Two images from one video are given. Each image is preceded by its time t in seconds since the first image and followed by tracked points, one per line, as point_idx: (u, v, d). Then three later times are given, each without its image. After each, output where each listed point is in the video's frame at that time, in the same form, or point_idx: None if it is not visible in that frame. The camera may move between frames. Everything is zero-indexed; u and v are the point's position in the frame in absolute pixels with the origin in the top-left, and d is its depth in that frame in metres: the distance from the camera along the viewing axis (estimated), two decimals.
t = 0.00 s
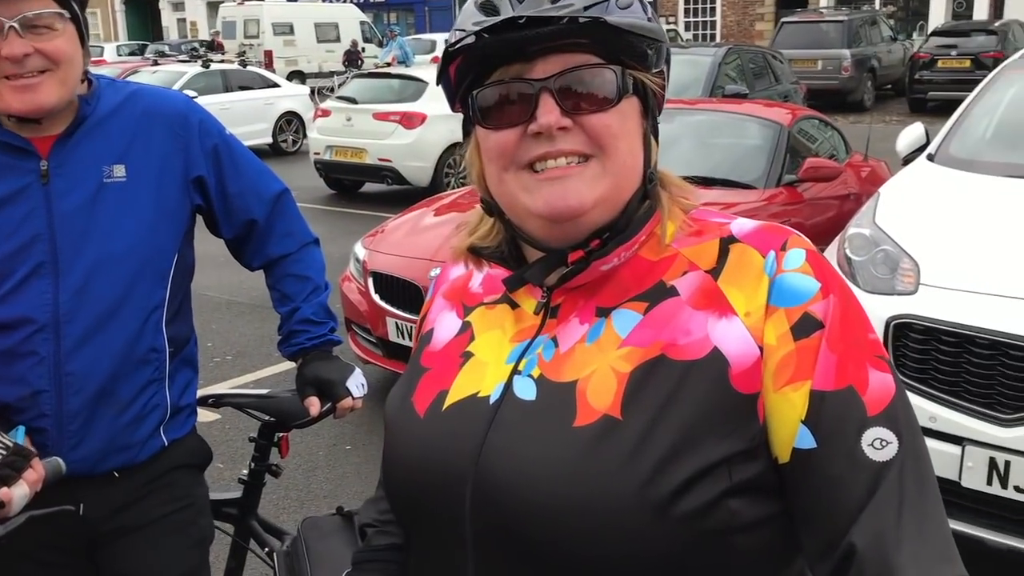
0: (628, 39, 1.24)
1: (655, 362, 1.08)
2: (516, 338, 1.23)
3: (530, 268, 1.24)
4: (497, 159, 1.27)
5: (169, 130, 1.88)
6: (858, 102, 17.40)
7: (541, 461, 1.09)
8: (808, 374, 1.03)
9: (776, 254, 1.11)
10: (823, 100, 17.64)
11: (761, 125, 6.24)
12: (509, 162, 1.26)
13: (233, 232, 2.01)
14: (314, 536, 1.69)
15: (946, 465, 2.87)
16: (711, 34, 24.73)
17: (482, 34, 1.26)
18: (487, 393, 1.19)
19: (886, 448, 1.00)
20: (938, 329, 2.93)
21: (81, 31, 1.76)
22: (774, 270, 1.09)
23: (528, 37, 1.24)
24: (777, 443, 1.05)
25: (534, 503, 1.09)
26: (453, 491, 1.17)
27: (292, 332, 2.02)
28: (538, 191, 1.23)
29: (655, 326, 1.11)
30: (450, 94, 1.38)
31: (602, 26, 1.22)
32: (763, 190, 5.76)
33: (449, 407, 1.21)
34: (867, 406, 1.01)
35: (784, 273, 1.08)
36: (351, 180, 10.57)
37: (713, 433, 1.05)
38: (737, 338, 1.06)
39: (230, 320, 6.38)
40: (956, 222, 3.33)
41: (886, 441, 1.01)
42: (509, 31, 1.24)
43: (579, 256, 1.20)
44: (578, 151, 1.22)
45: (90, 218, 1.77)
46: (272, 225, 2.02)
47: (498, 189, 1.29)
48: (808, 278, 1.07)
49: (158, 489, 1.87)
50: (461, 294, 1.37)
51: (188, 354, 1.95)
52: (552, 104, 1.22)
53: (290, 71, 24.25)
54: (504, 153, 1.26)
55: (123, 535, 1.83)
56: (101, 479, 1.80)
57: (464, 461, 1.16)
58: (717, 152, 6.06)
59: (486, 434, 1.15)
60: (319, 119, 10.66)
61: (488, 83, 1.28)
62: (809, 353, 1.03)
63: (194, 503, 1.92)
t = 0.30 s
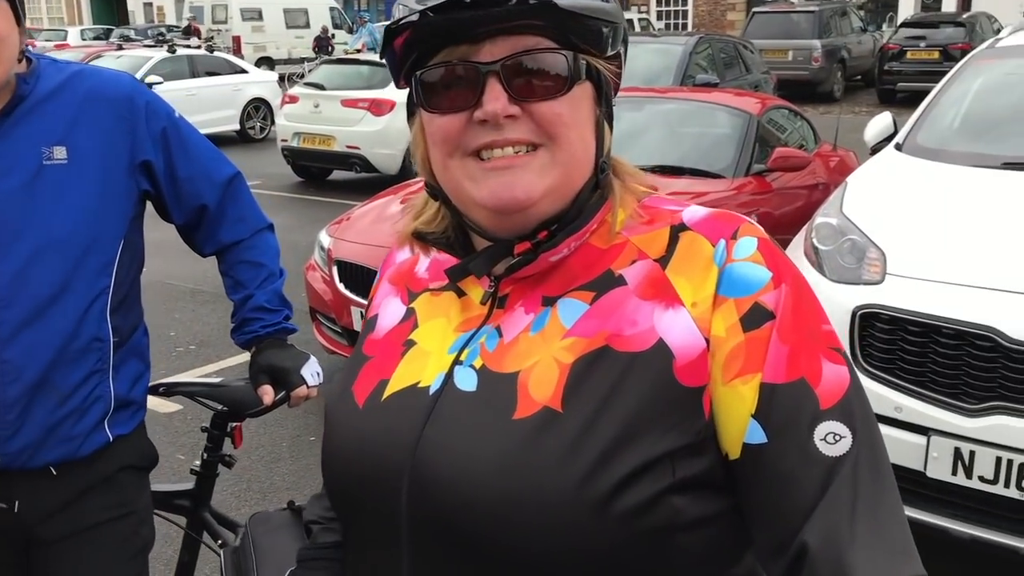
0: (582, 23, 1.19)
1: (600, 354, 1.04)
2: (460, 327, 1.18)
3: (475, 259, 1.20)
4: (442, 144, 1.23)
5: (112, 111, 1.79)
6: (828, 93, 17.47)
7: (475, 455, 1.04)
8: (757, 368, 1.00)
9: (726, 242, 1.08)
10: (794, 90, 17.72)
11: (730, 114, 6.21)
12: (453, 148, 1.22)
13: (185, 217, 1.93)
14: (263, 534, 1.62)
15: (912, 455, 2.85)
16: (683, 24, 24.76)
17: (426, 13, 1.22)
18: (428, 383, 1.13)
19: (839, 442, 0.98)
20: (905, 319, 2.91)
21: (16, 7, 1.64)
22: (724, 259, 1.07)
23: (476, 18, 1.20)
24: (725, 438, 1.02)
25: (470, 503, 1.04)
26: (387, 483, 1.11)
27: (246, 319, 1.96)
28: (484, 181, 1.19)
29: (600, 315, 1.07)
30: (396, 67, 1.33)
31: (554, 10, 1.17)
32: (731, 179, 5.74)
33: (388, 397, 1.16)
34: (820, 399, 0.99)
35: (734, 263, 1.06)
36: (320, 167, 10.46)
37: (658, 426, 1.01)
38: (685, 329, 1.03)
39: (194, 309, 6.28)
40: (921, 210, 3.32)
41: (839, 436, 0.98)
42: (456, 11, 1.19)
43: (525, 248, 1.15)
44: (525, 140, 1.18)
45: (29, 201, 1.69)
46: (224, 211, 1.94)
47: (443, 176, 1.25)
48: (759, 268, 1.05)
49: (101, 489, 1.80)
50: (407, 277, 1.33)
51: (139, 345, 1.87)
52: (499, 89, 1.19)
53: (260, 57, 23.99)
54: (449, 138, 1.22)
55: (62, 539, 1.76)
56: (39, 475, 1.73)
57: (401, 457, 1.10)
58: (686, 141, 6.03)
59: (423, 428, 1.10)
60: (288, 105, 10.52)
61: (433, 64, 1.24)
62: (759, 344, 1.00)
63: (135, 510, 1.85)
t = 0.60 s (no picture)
0: (574, 36, 1.15)
1: (566, 381, 1.06)
2: (431, 347, 1.20)
3: (449, 279, 1.19)
4: (421, 160, 1.21)
5: (107, 110, 1.77)
6: (868, 93, 17.20)
7: (433, 487, 1.06)
8: (735, 402, 1.00)
9: (705, 267, 1.08)
10: (833, 90, 17.45)
11: (763, 115, 6.06)
12: (433, 165, 1.21)
13: (181, 218, 1.91)
14: (248, 541, 1.58)
15: (933, 473, 2.75)
16: (721, 21, 24.47)
17: (409, 20, 1.18)
18: (394, 405, 1.16)
19: (820, 484, 0.99)
20: (930, 331, 2.79)
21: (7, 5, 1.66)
22: (702, 285, 1.07)
23: (462, 29, 1.16)
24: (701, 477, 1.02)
25: (423, 538, 1.06)
26: (346, 510, 1.14)
27: (245, 324, 1.93)
28: (464, 201, 1.18)
29: (571, 340, 1.08)
30: (378, 73, 1.29)
31: (544, 23, 1.13)
32: (763, 181, 5.63)
33: (353, 418, 1.18)
34: (801, 437, 0.99)
35: (713, 289, 1.06)
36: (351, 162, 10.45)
37: (628, 463, 1.03)
38: (657, 357, 1.04)
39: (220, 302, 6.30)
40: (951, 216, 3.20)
41: (820, 477, 0.99)
42: (442, 21, 1.16)
43: (503, 269, 1.16)
44: (507, 159, 1.17)
45: (21, 199, 1.67)
46: (221, 213, 1.92)
47: (422, 192, 1.24)
48: (741, 294, 1.05)
49: (98, 496, 1.78)
50: (385, 291, 1.36)
51: (133, 346, 1.84)
52: (482, 105, 1.16)
53: (296, 50, 24.06)
54: (429, 154, 1.21)
55: (56, 545, 1.75)
56: (31, 476, 1.71)
57: (362, 482, 1.13)
58: (718, 142, 5.90)
59: (384, 454, 1.12)
60: (321, 99, 10.54)
61: (413, 75, 1.22)
62: (736, 376, 1.01)
63: (130, 516, 1.83)
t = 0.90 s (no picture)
0: (580, 51, 1.11)
1: (558, 408, 1.01)
2: (427, 364, 1.18)
3: (444, 297, 1.17)
4: (420, 175, 1.18)
5: (134, 116, 1.79)
6: (945, 101, 16.72)
7: (419, 513, 1.03)
8: (733, 437, 0.95)
9: (709, 292, 1.03)
10: (909, 97, 16.99)
11: (829, 124, 5.88)
12: (433, 180, 1.18)
13: (208, 224, 1.92)
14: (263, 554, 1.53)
15: (990, 501, 2.56)
16: (795, 26, 24.01)
17: (408, 31, 1.16)
18: (385, 424, 1.13)
19: (819, 528, 0.93)
20: (989, 352, 2.63)
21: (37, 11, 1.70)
22: (704, 312, 1.02)
23: (464, 42, 1.12)
24: (695, 512, 0.98)
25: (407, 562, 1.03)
26: (334, 529, 1.12)
27: (272, 331, 1.93)
28: (462, 220, 1.15)
29: (566, 363, 1.04)
30: (380, 84, 1.26)
31: (547, 39, 1.10)
32: (827, 192, 5.46)
33: (348, 433, 1.16)
34: (801, 477, 0.94)
35: (716, 316, 1.01)
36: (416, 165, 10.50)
37: (622, 495, 0.99)
38: (653, 386, 0.99)
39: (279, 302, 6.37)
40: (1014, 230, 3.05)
41: (820, 521, 0.93)
42: (443, 33, 1.12)
43: (502, 289, 1.12)
44: (506, 177, 1.13)
45: (48, 203, 1.69)
46: (249, 218, 1.93)
47: (421, 208, 1.20)
48: (747, 323, 0.99)
49: (124, 503, 1.79)
50: (388, 305, 1.34)
51: (160, 351, 1.85)
52: (482, 120, 1.13)
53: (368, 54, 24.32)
54: (427, 169, 1.18)
55: (81, 550, 1.76)
56: (57, 479, 1.72)
57: (351, 500, 1.11)
58: (781, 150, 5.75)
59: (373, 473, 1.09)
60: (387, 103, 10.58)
61: (413, 88, 1.19)
62: (737, 410, 0.96)
63: (156, 523, 1.84)
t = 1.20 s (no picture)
0: (605, 53, 1.11)
1: (552, 421, 1.01)
2: (426, 372, 1.18)
3: (440, 292, 1.17)
4: (431, 162, 1.17)
5: (164, 123, 1.87)
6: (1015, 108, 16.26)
7: (410, 525, 1.03)
8: (730, 455, 0.93)
9: (708, 305, 1.01)
10: (975, 104, 16.57)
11: (886, 131, 5.75)
12: (441, 167, 1.16)
13: (237, 229, 1.99)
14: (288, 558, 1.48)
15: None
16: (858, 32, 23.58)
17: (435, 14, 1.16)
18: (383, 433, 1.14)
19: (816, 550, 0.91)
20: None
21: (70, 22, 1.80)
22: (702, 327, 1.00)
23: (489, 29, 1.12)
24: (691, 533, 0.96)
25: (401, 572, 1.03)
26: (331, 538, 1.13)
27: (300, 337, 1.95)
28: (464, 211, 1.13)
29: (562, 377, 1.03)
30: (406, 70, 1.26)
31: (571, 35, 1.09)
32: (881, 201, 5.35)
33: (344, 444, 1.17)
34: (800, 497, 0.92)
35: (715, 330, 0.99)
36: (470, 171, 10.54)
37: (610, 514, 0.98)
38: (648, 403, 0.98)
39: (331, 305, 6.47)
40: None
41: (818, 542, 0.91)
42: (470, 18, 1.12)
43: (499, 285, 1.13)
44: (511, 169, 1.11)
45: (79, 209, 1.77)
46: (277, 223, 1.98)
47: (428, 196, 1.19)
48: (746, 337, 0.97)
49: (151, 504, 1.85)
50: (394, 313, 1.35)
51: (188, 355, 1.91)
52: (497, 106, 1.11)
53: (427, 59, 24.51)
54: (438, 156, 1.16)
55: (109, 549, 1.82)
56: (86, 479, 1.79)
57: (346, 512, 1.11)
58: (836, 158, 5.64)
59: (368, 485, 1.10)
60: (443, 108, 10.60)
61: (434, 72, 1.18)
62: (733, 427, 0.93)
63: (182, 526, 1.89)
